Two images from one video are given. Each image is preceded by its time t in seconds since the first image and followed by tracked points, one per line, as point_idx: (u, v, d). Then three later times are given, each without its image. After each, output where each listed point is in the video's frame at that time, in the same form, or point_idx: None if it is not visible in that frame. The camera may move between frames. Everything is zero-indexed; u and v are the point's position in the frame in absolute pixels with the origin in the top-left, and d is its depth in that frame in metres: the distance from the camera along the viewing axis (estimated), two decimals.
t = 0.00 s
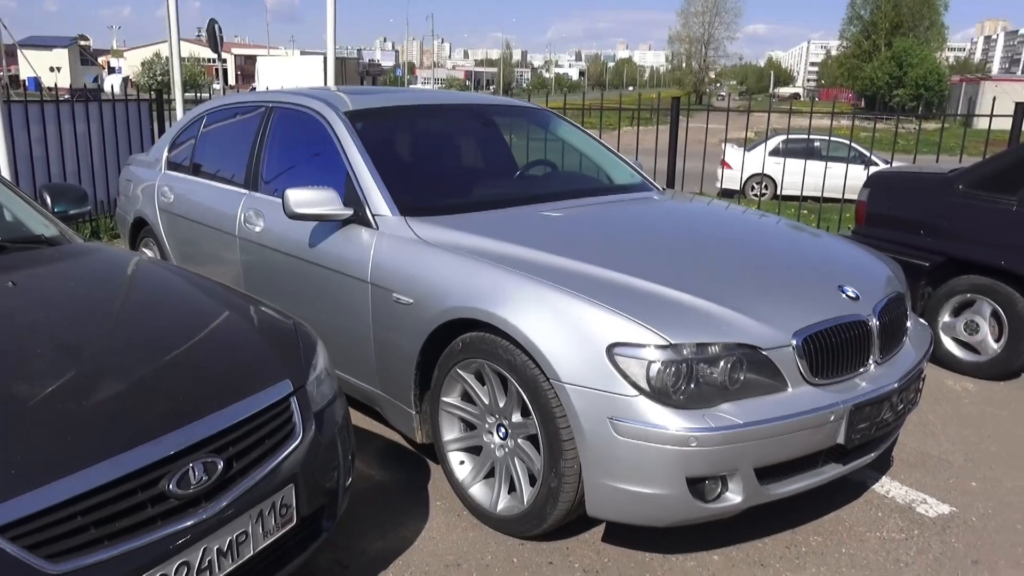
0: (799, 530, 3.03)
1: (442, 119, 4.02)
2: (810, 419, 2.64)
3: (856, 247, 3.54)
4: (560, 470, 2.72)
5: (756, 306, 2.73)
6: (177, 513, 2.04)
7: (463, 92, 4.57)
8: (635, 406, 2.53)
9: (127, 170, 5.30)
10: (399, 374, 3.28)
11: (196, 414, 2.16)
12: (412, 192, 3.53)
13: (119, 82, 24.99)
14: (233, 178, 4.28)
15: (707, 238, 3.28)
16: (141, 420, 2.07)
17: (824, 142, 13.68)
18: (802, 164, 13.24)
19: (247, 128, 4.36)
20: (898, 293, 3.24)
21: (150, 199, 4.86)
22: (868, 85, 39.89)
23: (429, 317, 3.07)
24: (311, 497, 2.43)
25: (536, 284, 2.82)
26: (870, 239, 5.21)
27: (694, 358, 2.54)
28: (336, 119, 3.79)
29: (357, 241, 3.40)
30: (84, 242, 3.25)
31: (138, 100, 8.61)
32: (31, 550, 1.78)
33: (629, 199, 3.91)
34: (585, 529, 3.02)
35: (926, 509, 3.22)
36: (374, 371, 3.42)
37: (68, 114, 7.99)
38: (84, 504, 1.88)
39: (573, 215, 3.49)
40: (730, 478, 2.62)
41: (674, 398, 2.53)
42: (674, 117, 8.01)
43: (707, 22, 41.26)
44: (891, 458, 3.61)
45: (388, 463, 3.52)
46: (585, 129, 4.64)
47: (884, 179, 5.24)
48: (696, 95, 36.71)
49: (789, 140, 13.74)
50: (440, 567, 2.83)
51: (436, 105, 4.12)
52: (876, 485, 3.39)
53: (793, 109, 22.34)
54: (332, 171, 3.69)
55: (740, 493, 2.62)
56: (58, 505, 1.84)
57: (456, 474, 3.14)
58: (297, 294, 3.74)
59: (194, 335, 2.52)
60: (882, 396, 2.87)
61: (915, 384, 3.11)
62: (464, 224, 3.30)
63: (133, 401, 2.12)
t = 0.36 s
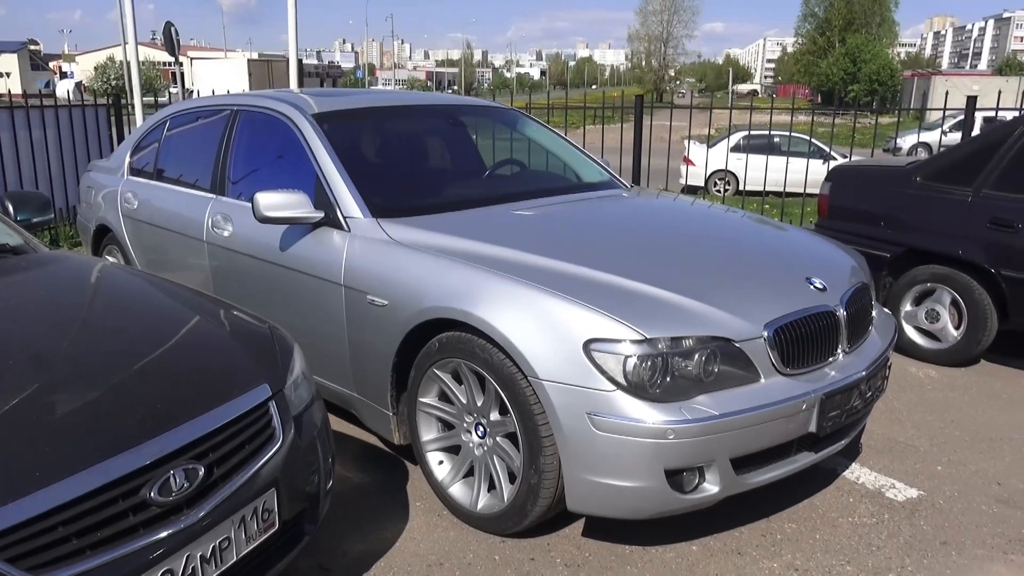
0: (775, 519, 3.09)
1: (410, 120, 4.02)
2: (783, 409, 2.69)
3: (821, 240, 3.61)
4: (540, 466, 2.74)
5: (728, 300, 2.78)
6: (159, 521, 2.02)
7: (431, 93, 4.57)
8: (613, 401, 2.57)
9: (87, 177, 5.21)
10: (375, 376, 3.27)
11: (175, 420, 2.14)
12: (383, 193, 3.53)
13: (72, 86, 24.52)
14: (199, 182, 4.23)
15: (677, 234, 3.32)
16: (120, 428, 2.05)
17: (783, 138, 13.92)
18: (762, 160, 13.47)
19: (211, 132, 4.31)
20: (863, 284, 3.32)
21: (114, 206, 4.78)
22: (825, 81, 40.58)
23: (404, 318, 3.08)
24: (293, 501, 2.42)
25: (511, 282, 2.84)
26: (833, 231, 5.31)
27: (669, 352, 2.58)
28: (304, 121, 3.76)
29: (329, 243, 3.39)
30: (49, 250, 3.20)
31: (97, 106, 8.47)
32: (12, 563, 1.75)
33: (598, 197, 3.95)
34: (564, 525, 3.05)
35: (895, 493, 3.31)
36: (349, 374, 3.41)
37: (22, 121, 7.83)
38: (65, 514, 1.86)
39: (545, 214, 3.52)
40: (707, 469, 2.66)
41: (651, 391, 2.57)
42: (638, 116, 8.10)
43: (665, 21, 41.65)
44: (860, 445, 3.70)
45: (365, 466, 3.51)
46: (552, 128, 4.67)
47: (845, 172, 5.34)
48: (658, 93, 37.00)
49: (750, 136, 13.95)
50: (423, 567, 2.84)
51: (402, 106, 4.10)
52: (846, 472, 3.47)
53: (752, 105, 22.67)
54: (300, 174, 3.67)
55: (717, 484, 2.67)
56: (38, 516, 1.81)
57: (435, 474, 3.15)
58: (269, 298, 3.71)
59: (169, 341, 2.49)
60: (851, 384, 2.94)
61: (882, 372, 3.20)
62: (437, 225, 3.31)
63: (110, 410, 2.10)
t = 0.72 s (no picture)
0: (764, 511, 3.12)
1: (396, 119, 4.01)
2: (770, 402, 2.72)
3: (805, 234, 3.64)
4: (530, 463, 2.75)
5: (715, 295, 2.80)
6: (151, 524, 2.02)
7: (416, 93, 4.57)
8: (602, 397, 2.58)
9: (70, 180, 5.18)
10: (364, 376, 3.28)
11: (165, 423, 2.14)
12: (370, 193, 3.53)
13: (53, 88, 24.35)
14: (183, 185, 4.21)
15: (663, 230, 3.34)
16: (109, 432, 2.05)
17: (767, 134, 14.00)
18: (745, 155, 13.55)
19: (195, 133, 4.30)
20: (847, 278, 3.35)
21: (97, 208, 4.75)
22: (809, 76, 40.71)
23: (393, 317, 3.08)
24: (284, 502, 2.42)
25: (500, 281, 2.85)
26: (817, 225, 5.35)
27: (657, 347, 2.60)
28: (289, 122, 3.75)
29: (317, 244, 3.38)
30: (33, 254, 3.18)
31: (78, 108, 8.40)
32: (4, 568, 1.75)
33: (584, 194, 3.96)
34: (555, 521, 3.06)
35: (882, 484, 3.35)
36: (338, 374, 3.41)
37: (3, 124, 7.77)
38: (56, 518, 1.85)
39: (532, 212, 3.53)
40: (696, 463, 2.68)
41: (640, 386, 2.59)
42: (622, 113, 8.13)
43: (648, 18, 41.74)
44: (846, 437, 3.73)
45: (355, 466, 3.51)
46: (537, 126, 4.68)
47: (828, 167, 5.38)
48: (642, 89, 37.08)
49: (734, 132, 14.03)
50: (415, 566, 2.84)
51: (387, 106, 4.09)
52: (833, 464, 3.51)
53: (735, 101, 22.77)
54: (286, 174, 3.67)
55: (706, 477, 2.69)
56: (29, 522, 1.81)
57: (426, 473, 3.15)
58: (256, 300, 3.70)
59: (158, 343, 2.49)
60: (837, 377, 2.97)
61: (867, 364, 3.23)
62: (424, 224, 3.31)
63: (99, 414, 2.09)
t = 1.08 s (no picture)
0: (751, 506, 3.14)
1: (381, 119, 4.01)
2: (757, 398, 2.75)
3: (789, 232, 3.67)
4: (519, 462, 2.76)
5: (701, 292, 2.82)
6: (139, 527, 2.01)
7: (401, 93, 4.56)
8: (590, 394, 2.59)
9: (51, 183, 5.14)
10: (352, 377, 3.27)
11: (153, 425, 2.13)
12: (356, 193, 3.52)
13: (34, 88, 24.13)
14: (167, 186, 4.19)
15: (648, 228, 3.36)
16: (96, 435, 2.03)
17: (750, 132, 14.08)
18: (729, 154, 13.63)
19: (179, 135, 4.28)
20: (831, 276, 3.38)
21: (80, 211, 4.72)
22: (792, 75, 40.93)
23: (380, 317, 3.08)
24: (273, 504, 2.42)
25: (487, 280, 2.85)
26: (801, 223, 5.40)
27: (644, 345, 2.61)
28: (274, 122, 3.74)
29: (303, 244, 3.38)
30: (16, 257, 3.15)
31: (59, 109, 8.32)
32: None
33: (569, 194, 3.97)
34: (544, 519, 3.07)
35: (867, 478, 3.38)
36: (326, 375, 3.41)
37: None
38: (43, 522, 1.84)
39: (518, 211, 3.54)
40: (684, 460, 2.70)
41: (627, 384, 2.60)
42: (607, 112, 8.16)
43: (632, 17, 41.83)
44: (831, 433, 3.77)
45: (344, 467, 3.51)
46: (522, 126, 4.68)
47: (811, 165, 5.43)
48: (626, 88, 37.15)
49: (717, 130, 14.10)
50: (404, 566, 2.84)
51: (372, 106, 4.08)
52: (819, 459, 3.54)
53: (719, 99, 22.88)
54: (272, 175, 3.66)
55: (694, 474, 2.71)
56: (16, 525, 1.80)
57: (415, 473, 3.16)
58: (242, 301, 3.69)
59: (144, 346, 2.47)
60: (822, 373, 3.00)
61: (852, 360, 3.27)
62: (411, 224, 3.31)
63: (87, 417, 2.08)
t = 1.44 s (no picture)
0: (742, 506, 3.16)
1: (372, 121, 4.00)
2: (747, 398, 2.76)
3: (779, 233, 3.69)
4: (511, 463, 2.77)
5: (692, 293, 2.83)
6: (131, 531, 2.00)
7: (391, 95, 4.55)
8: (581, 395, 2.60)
9: (39, 185, 5.11)
10: (343, 379, 3.27)
11: (144, 429, 2.12)
12: (347, 195, 3.52)
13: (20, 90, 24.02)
14: (157, 189, 4.17)
15: (639, 229, 3.37)
16: (87, 439, 2.03)
17: (739, 133, 14.14)
18: (718, 155, 13.67)
19: (168, 137, 4.26)
20: (821, 275, 3.40)
21: (68, 214, 4.69)
22: (780, 77, 41.10)
23: (371, 319, 3.08)
24: (265, 507, 2.42)
25: (478, 282, 2.85)
26: (790, 223, 5.42)
27: (635, 345, 2.62)
28: (264, 124, 3.73)
29: (294, 247, 3.38)
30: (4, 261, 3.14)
31: (46, 111, 8.28)
32: None
33: (560, 195, 3.98)
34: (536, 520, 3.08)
35: (857, 477, 3.40)
36: (317, 377, 3.40)
37: None
38: (33, 527, 1.83)
39: (509, 213, 3.54)
40: (675, 460, 2.71)
41: (618, 384, 2.61)
42: (597, 113, 8.18)
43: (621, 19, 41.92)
44: (821, 432, 3.79)
45: (335, 469, 3.51)
46: (511, 128, 4.68)
47: (800, 166, 5.45)
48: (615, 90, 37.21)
49: (707, 132, 14.16)
50: (397, 568, 2.84)
51: (362, 107, 4.07)
52: (809, 458, 3.56)
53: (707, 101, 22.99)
54: (262, 177, 3.65)
55: (685, 473, 2.72)
56: (6, 530, 1.79)
57: (407, 475, 3.16)
58: (233, 304, 3.68)
59: (135, 348, 2.47)
60: (812, 372, 3.02)
61: (841, 359, 3.29)
62: (401, 225, 3.31)
63: (77, 420, 2.08)
